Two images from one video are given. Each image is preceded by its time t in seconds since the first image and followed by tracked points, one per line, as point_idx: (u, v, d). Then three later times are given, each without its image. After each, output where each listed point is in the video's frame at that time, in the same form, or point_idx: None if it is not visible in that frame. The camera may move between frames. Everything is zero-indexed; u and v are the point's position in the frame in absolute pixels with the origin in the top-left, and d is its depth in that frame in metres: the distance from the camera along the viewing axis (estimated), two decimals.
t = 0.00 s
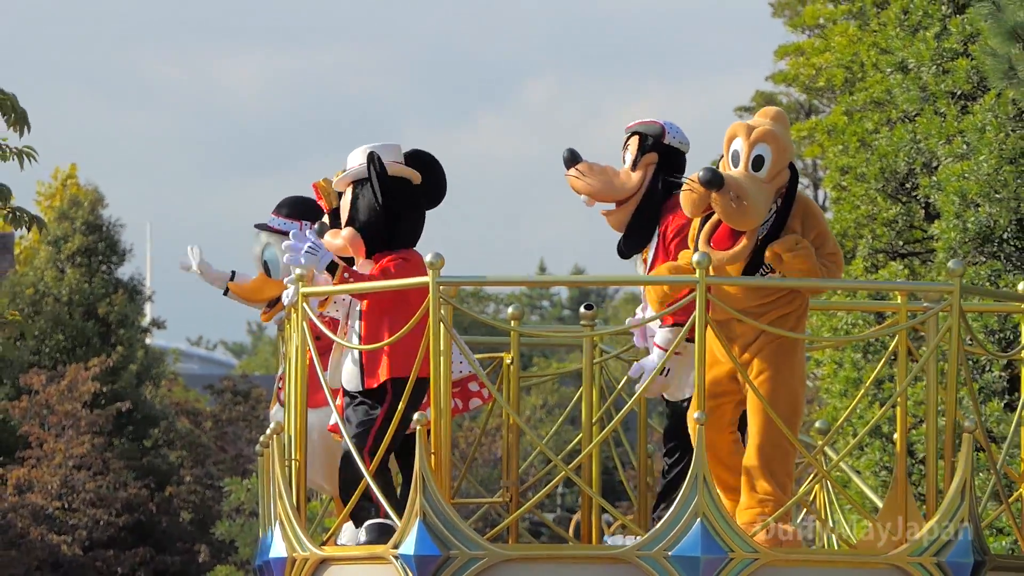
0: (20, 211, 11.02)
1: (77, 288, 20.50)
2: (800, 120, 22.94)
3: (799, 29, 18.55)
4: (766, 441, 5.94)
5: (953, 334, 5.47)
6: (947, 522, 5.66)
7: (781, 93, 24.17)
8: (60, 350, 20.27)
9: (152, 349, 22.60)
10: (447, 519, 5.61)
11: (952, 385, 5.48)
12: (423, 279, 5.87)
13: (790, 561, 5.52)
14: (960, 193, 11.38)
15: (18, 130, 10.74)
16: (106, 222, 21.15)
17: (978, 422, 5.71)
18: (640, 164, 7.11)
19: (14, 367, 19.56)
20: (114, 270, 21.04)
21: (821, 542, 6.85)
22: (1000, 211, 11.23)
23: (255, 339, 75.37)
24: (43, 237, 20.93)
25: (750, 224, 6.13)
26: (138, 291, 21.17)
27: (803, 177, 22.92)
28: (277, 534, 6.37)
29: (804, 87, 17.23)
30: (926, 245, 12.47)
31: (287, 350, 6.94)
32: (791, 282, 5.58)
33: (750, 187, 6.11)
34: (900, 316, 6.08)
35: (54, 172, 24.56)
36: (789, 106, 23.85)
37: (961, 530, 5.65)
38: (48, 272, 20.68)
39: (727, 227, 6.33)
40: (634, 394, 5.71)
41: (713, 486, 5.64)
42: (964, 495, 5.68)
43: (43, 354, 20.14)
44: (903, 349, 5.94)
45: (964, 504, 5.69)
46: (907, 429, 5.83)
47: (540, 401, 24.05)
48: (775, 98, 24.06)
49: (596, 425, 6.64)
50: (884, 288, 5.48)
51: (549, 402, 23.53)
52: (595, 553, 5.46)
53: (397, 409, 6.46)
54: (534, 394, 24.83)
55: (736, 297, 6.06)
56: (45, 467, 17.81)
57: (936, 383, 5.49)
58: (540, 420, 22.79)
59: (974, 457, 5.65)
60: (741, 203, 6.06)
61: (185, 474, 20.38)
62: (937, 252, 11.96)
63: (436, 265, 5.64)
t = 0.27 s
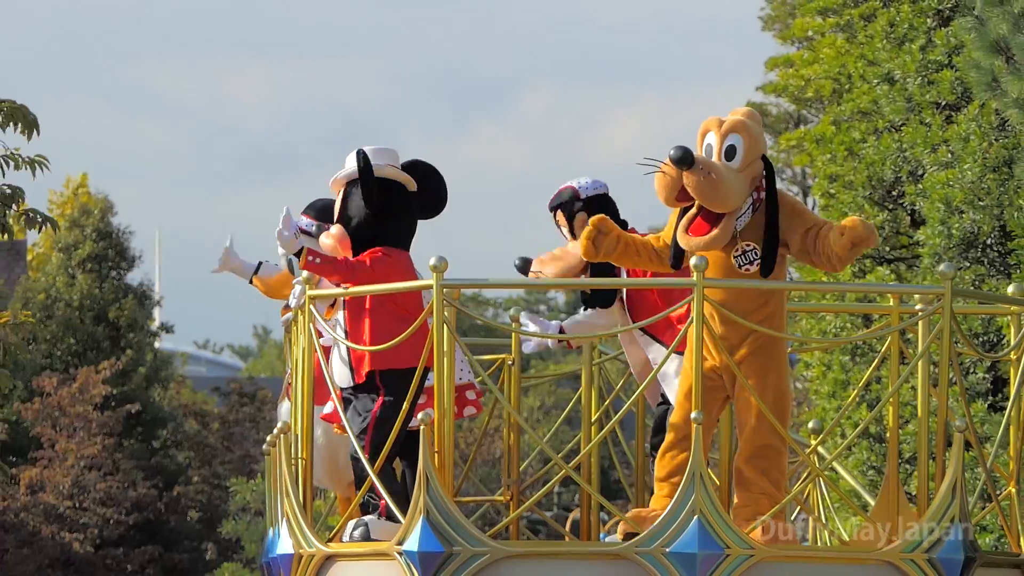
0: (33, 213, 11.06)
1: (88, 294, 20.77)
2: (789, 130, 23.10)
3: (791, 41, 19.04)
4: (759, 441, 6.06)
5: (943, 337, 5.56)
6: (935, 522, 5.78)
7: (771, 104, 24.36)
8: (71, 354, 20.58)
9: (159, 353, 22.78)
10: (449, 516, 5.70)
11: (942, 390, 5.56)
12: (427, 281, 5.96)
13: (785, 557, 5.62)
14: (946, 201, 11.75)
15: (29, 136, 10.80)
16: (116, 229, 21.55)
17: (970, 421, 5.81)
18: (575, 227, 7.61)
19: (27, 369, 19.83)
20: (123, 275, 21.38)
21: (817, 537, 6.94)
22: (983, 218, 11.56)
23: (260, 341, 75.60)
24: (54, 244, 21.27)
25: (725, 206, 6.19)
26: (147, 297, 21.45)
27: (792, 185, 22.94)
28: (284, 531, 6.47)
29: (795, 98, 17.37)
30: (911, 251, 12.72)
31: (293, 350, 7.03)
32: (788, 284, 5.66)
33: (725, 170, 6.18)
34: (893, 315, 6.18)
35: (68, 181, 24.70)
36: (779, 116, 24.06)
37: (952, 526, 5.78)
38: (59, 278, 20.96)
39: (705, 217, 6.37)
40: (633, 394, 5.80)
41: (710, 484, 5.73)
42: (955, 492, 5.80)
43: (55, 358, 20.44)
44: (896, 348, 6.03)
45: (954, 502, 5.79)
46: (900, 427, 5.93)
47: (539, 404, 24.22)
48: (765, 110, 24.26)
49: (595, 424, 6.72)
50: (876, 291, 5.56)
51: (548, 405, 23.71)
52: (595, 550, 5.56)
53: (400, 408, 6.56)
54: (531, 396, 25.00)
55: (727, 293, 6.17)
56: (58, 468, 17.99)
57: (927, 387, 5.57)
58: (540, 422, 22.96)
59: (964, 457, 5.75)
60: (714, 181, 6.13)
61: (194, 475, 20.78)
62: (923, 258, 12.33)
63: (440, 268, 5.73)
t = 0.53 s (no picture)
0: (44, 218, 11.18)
1: (97, 295, 21.04)
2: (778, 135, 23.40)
3: (781, 45, 20.30)
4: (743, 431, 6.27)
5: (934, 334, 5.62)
6: (929, 512, 5.85)
7: (762, 109, 24.60)
8: (81, 353, 20.84)
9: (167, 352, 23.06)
10: (452, 508, 5.78)
11: (932, 383, 5.63)
12: (429, 279, 6.05)
13: (779, 548, 5.71)
14: (931, 202, 13.08)
15: (39, 141, 10.91)
16: (125, 232, 21.81)
17: (961, 415, 5.88)
18: (559, 262, 7.41)
19: (39, 368, 20.03)
20: (132, 277, 21.65)
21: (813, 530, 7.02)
22: (967, 221, 12.77)
23: (264, 340, 75.88)
24: (65, 246, 21.53)
25: (691, 200, 6.33)
26: (156, 298, 21.68)
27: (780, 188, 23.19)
28: (291, 523, 6.56)
29: (784, 102, 19.32)
30: (898, 252, 14.46)
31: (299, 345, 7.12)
32: (782, 282, 5.75)
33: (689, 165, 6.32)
34: (886, 312, 6.27)
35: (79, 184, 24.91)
36: (769, 121, 24.33)
37: (944, 517, 5.86)
38: (70, 279, 21.29)
39: (672, 216, 6.52)
40: (630, 390, 5.89)
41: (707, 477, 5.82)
42: (947, 484, 5.89)
43: (66, 357, 20.69)
44: (887, 345, 6.10)
45: (947, 493, 5.88)
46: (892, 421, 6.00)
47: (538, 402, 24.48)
48: (756, 115, 24.48)
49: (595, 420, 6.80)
50: (869, 289, 5.63)
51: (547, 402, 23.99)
52: (594, 542, 5.65)
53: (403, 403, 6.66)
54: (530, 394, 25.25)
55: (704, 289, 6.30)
56: (69, 464, 18.25)
57: (918, 380, 5.64)
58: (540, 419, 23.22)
59: (955, 449, 5.83)
60: (679, 174, 6.28)
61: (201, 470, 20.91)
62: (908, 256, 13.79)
63: (442, 267, 5.81)
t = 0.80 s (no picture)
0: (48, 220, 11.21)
1: (100, 296, 21.06)
2: (776, 136, 23.48)
3: (777, 48, 20.59)
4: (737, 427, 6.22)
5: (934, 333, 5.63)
6: (928, 512, 5.88)
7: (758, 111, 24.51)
8: (85, 353, 20.88)
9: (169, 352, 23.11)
10: (454, 506, 5.80)
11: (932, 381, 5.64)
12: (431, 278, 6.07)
13: (780, 546, 5.73)
14: (925, 203, 13.88)
15: (43, 144, 10.92)
16: (128, 233, 21.79)
17: (961, 413, 5.90)
18: (566, 249, 7.47)
19: (42, 368, 20.04)
20: (134, 279, 21.63)
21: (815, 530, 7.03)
22: (962, 221, 13.57)
23: (264, 340, 75.93)
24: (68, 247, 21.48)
25: (686, 184, 6.34)
26: (158, 299, 21.72)
27: (778, 189, 23.23)
28: (293, 522, 6.57)
29: (780, 104, 19.50)
30: (892, 252, 15.13)
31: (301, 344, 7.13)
32: (782, 281, 5.77)
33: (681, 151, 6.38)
34: (885, 311, 6.29)
35: (81, 185, 24.92)
36: (767, 122, 24.33)
37: (944, 515, 5.88)
38: (72, 280, 21.22)
39: (663, 207, 6.47)
40: (631, 388, 5.91)
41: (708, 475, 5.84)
42: (947, 481, 5.91)
43: (69, 358, 20.72)
44: (887, 343, 6.12)
45: (946, 492, 5.90)
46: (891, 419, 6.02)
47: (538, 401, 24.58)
48: (753, 117, 24.38)
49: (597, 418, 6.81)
50: (869, 286, 5.65)
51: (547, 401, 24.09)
52: (595, 540, 5.66)
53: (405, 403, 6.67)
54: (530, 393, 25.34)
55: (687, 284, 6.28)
56: (72, 464, 18.25)
57: (918, 377, 5.65)
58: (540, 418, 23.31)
59: (955, 448, 5.85)
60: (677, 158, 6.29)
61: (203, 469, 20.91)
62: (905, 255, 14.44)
63: (444, 266, 5.83)
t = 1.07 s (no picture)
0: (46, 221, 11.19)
1: (99, 296, 21.05)
2: (774, 135, 23.48)
3: (775, 47, 20.58)
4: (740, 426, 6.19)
5: (937, 330, 5.61)
6: (930, 511, 5.86)
7: (756, 110, 24.53)
8: (83, 354, 20.83)
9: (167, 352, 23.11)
10: (454, 505, 5.78)
11: (935, 379, 5.62)
12: (432, 276, 6.05)
13: (782, 545, 5.71)
14: (924, 202, 13.91)
15: (43, 145, 10.88)
16: (126, 233, 21.79)
17: (964, 412, 5.88)
18: (571, 245, 7.48)
19: (40, 369, 19.99)
20: (133, 279, 21.66)
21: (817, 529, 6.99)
22: (961, 220, 13.64)
23: (261, 339, 75.85)
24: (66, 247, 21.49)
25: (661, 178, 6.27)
26: (156, 298, 21.72)
27: (776, 189, 23.23)
28: (293, 521, 6.55)
29: (778, 103, 19.48)
30: (890, 250, 15.14)
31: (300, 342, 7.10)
32: (785, 278, 5.75)
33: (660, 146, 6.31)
34: (888, 309, 6.26)
35: (79, 185, 24.86)
36: (765, 122, 24.33)
37: (947, 513, 5.88)
38: (71, 281, 21.23)
39: (646, 203, 6.44)
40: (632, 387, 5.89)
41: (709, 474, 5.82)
42: (950, 480, 5.90)
43: (68, 358, 20.66)
44: (889, 341, 6.10)
45: (949, 490, 5.90)
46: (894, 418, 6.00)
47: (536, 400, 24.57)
48: (750, 116, 24.40)
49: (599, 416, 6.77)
50: (871, 284, 5.62)
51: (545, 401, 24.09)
52: (597, 539, 5.64)
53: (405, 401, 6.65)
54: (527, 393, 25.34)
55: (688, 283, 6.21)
56: (70, 464, 18.20)
57: (921, 376, 5.63)
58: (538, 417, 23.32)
59: (958, 446, 5.83)
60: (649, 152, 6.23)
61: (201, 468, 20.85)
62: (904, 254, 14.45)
63: (444, 263, 5.81)
